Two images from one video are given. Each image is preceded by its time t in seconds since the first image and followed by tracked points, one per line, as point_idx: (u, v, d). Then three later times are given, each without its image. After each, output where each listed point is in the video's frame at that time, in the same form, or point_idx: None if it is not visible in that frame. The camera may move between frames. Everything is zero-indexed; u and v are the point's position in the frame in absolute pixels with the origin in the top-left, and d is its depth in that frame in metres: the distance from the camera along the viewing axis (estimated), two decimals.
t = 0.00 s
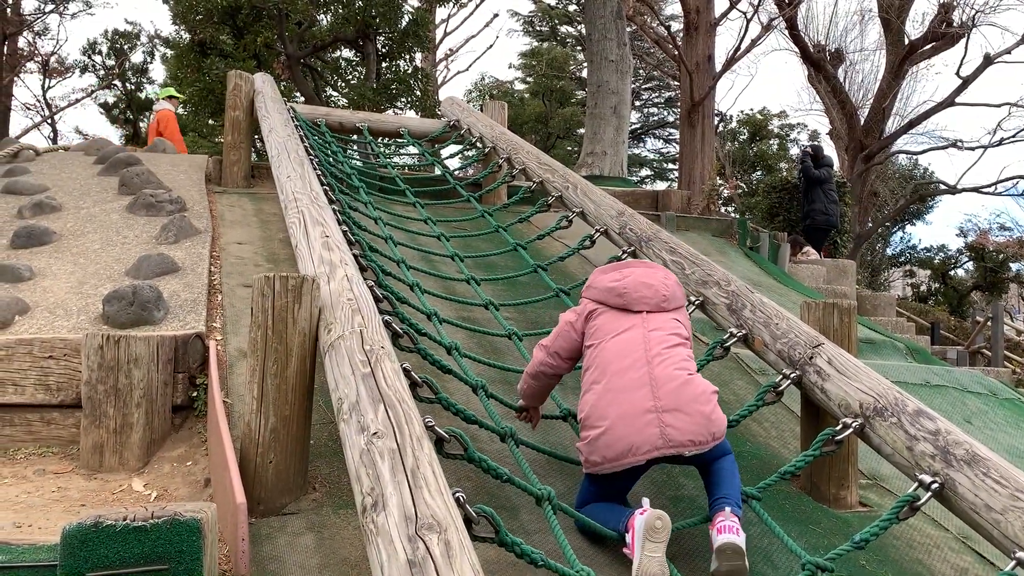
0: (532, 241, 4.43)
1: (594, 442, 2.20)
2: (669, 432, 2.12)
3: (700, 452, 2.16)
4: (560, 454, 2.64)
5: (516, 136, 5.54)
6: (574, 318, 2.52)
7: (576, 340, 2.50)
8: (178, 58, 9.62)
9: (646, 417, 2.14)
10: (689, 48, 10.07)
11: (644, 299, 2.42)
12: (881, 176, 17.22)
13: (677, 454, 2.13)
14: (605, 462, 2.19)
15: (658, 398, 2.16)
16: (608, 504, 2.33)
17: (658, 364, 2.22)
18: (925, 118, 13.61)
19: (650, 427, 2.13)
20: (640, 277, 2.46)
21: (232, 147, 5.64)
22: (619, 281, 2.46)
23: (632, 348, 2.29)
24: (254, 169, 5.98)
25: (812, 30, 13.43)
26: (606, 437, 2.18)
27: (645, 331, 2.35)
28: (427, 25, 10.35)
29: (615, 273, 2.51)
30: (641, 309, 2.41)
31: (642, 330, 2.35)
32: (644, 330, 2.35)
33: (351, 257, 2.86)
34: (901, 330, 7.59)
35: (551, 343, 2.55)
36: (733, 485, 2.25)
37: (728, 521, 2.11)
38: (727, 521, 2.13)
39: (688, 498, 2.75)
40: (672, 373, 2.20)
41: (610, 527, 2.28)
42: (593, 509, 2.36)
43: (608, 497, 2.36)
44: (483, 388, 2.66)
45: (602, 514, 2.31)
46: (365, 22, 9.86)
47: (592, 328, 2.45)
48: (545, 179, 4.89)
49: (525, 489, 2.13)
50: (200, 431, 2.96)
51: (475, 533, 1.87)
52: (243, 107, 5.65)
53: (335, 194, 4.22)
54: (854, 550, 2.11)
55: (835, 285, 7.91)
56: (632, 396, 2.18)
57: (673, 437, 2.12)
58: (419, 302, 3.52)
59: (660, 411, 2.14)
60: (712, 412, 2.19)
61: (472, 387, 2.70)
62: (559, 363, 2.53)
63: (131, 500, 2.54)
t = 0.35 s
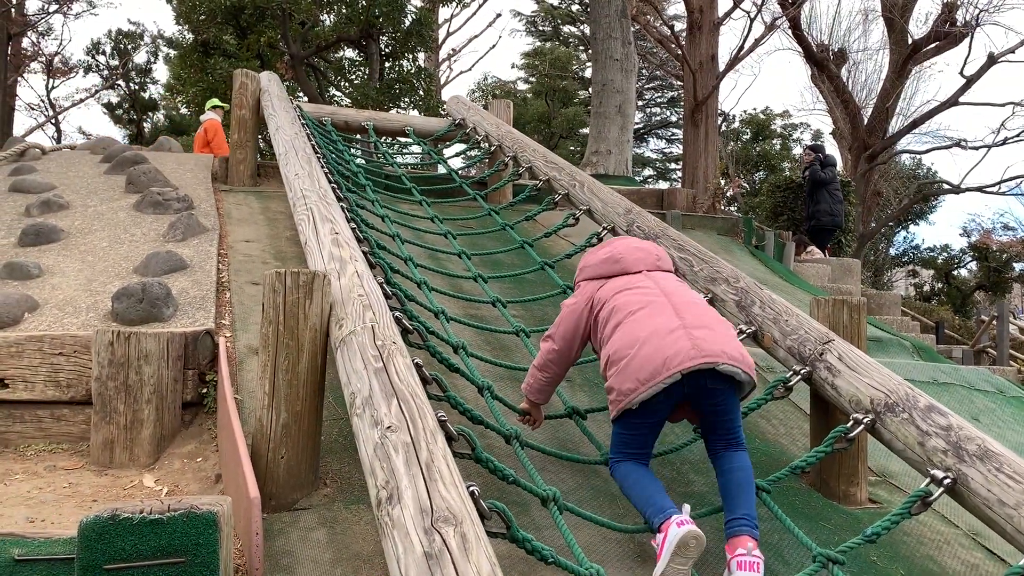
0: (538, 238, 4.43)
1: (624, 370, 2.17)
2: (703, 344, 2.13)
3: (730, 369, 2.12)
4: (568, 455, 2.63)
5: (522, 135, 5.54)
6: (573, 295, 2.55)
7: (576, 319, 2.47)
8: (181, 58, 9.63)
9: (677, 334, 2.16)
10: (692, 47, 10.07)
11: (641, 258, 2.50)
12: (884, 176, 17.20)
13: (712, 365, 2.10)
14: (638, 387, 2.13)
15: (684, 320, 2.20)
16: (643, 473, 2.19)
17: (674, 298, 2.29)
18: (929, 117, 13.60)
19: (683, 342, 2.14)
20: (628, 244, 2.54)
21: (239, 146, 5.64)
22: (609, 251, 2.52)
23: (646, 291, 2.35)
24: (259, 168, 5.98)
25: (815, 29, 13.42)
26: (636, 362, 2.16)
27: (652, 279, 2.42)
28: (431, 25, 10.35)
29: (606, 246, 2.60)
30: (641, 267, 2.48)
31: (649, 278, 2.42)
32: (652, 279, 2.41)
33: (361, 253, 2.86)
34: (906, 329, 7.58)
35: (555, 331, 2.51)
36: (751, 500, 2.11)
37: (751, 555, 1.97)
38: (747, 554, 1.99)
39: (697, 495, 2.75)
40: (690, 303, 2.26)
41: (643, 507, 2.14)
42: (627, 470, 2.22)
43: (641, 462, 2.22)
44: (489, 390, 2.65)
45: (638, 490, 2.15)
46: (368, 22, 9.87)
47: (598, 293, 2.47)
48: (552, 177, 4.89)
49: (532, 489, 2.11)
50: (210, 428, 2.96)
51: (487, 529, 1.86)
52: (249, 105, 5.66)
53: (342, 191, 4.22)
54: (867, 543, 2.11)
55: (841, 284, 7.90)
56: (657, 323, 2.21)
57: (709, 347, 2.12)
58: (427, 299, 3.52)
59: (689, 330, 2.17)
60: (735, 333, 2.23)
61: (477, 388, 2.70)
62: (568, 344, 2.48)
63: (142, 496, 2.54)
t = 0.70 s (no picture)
0: (544, 239, 4.43)
1: (639, 295, 2.24)
2: (722, 294, 2.25)
3: (742, 328, 2.23)
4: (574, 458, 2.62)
5: (528, 136, 5.54)
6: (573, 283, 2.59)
7: (575, 313, 2.45)
8: (185, 58, 9.64)
9: (698, 281, 2.28)
10: (697, 48, 10.06)
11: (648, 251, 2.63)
12: (889, 176, 17.17)
13: (727, 317, 2.21)
14: (652, 310, 2.20)
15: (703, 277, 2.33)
16: (610, 366, 2.26)
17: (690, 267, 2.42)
18: (933, 117, 13.56)
19: (704, 286, 2.26)
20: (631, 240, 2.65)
21: (245, 147, 5.65)
22: (612, 243, 2.61)
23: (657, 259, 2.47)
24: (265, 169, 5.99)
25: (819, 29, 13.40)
26: (656, 290, 2.23)
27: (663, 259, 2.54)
28: (435, 25, 10.35)
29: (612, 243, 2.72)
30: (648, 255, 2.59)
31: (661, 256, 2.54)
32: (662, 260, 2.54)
33: (369, 255, 2.87)
34: (911, 329, 7.57)
35: (555, 325, 2.49)
36: (754, 508, 2.07)
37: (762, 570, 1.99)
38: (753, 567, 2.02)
39: (706, 497, 2.75)
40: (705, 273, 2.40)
41: (616, 393, 2.20)
42: (590, 364, 2.29)
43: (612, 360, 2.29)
44: (494, 394, 2.65)
45: (609, 379, 2.22)
46: (373, 22, 9.87)
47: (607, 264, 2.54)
48: (557, 178, 4.89)
49: (539, 493, 2.11)
50: (218, 429, 2.97)
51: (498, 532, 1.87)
52: (255, 106, 5.67)
53: (348, 193, 4.22)
54: (876, 544, 2.10)
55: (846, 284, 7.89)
56: (678, 273, 2.32)
57: (726, 299, 2.25)
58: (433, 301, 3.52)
59: (709, 283, 2.29)
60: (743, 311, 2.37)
61: (483, 392, 2.69)
62: (568, 314, 2.46)
63: (152, 497, 2.55)
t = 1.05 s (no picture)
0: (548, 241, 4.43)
1: (607, 307, 2.30)
2: (689, 307, 2.27)
3: (707, 340, 2.25)
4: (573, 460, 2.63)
5: (531, 137, 5.54)
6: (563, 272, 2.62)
7: (568, 308, 2.47)
8: (189, 59, 9.66)
9: (668, 292, 2.30)
10: (700, 48, 10.04)
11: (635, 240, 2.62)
12: (893, 176, 17.13)
13: (691, 331, 2.24)
14: (617, 324, 2.27)
15: (676, 284, 2.34)
16: (586, 367, 2.35)
17: (668, 269, 2.42)
18: (938, 117, 13.53)
19: (672, 300, 2.28)
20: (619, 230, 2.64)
21: (249, 148, 5.67)
22: (598, 233, 2.61)
23: (639, 257, 2.47)
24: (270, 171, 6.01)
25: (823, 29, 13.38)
26: (625, 302, 2.28)
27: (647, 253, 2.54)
28: (439, 26, 10.35)
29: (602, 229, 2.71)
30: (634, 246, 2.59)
31: (644, 252, 2.54)
32: (646, 254, 2.54)
33: (373, 257, 2.87)
34: (915, 329, 7.55)
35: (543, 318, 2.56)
36: (737, 495, 2.12)
37: (748, 548, 2.00)
38: (742, 549, 2.02)
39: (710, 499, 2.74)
40: (682, 277, 2.41)
41: (584, 391, 2.33)
42: (568, 361, 2.39)
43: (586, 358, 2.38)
44: (499, 396, 2.64)
45: (579, 379, 2.34)
46: (377, 23, 9.88)
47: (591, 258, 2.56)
48: (561, 179, 4.89)
49: (541, 495, 2.12)
50: (223, 431, 2.98)
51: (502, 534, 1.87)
52: (259, 108, 5.68)
53: (352, 194, 4.23)
54: (880, 547, 2.10)
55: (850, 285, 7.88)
56: (651, 280, 2.34)
57: (693, 312, 2.27)
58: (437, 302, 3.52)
59: (680, 293, 2.31)
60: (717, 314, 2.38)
61: (487, 394, 2.69)
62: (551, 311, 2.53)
63: (157, 499, 2.56)
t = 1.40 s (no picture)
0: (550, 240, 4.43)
1: (599, 313, 2.30)
2: (681, 310, 2.27)
3: (700, 341, 2.25)
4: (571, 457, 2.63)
5: (534, 136, 5.54)
6: (553, 273, 2.62)
7: (558, 310, 2.49)
8: (194, 60, 9.69)
9: (659, 296, 2.29)
10: (704, 47, 10.03)
11: (623, 239, 2.61)
12: (898, 175, 17.08)
13: (684, 333, 2.24)
14: (610, 331, 2.26)
15: (666, 287, 2.34)
16: (584, 378, 2.40)
17: (658, 271, 2.42)
18: (943, 117, 13.49)
19: (663, 303, 2.27)
20: (607, 227, 2.64)
21: (252, 148, 5.68)
22: (588, 231, 2.62)
23: (629, 258, 2.47)
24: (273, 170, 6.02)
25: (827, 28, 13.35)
26: (617, 308, 2.28)
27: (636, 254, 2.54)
28: (442, 26, 10.36)
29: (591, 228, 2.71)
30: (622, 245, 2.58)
31: (633, 253, 2.54)
32: (636, 254, 2.53)
33: (374, 256, 2.88)
34: (919, 329, 7.53)
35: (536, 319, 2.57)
36: (736, 487, 2.12)
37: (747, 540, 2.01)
38: (741, 540, 2.03)
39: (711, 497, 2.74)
40: (673, 278, 2.40)
41: (580, 402, 2.40)
42: (565, 369, 2.42)
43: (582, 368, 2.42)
44: (501, 393, 2.64)
45: (579, 391, 2.39)
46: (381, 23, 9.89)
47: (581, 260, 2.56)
48: (563, 179, 4.89)
49: (541, 493, 2.11)
50: (224, 429, 2.99)
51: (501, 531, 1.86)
52: (262, 108, 5.70)
53: (354, 193, 4.24)
54: (880, 545, 2.10)
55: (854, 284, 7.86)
56: (641, 284, 2.34)
57: (685, 314, 2.26)
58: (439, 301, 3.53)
59: (671, 296, 2.31)
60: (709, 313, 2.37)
61: (489, 391, 2.69)
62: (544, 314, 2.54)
63: (159, 496, 2.57)
